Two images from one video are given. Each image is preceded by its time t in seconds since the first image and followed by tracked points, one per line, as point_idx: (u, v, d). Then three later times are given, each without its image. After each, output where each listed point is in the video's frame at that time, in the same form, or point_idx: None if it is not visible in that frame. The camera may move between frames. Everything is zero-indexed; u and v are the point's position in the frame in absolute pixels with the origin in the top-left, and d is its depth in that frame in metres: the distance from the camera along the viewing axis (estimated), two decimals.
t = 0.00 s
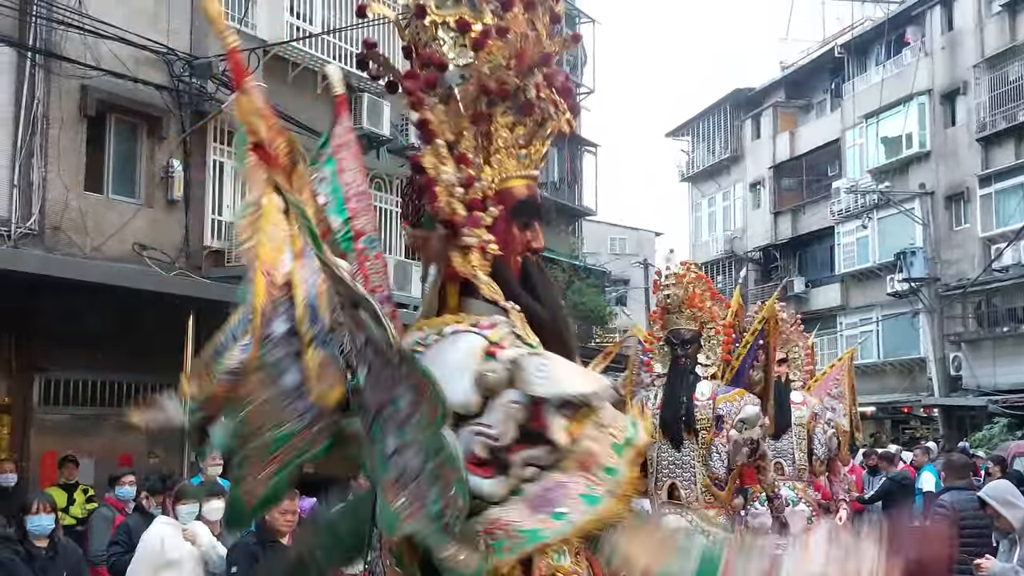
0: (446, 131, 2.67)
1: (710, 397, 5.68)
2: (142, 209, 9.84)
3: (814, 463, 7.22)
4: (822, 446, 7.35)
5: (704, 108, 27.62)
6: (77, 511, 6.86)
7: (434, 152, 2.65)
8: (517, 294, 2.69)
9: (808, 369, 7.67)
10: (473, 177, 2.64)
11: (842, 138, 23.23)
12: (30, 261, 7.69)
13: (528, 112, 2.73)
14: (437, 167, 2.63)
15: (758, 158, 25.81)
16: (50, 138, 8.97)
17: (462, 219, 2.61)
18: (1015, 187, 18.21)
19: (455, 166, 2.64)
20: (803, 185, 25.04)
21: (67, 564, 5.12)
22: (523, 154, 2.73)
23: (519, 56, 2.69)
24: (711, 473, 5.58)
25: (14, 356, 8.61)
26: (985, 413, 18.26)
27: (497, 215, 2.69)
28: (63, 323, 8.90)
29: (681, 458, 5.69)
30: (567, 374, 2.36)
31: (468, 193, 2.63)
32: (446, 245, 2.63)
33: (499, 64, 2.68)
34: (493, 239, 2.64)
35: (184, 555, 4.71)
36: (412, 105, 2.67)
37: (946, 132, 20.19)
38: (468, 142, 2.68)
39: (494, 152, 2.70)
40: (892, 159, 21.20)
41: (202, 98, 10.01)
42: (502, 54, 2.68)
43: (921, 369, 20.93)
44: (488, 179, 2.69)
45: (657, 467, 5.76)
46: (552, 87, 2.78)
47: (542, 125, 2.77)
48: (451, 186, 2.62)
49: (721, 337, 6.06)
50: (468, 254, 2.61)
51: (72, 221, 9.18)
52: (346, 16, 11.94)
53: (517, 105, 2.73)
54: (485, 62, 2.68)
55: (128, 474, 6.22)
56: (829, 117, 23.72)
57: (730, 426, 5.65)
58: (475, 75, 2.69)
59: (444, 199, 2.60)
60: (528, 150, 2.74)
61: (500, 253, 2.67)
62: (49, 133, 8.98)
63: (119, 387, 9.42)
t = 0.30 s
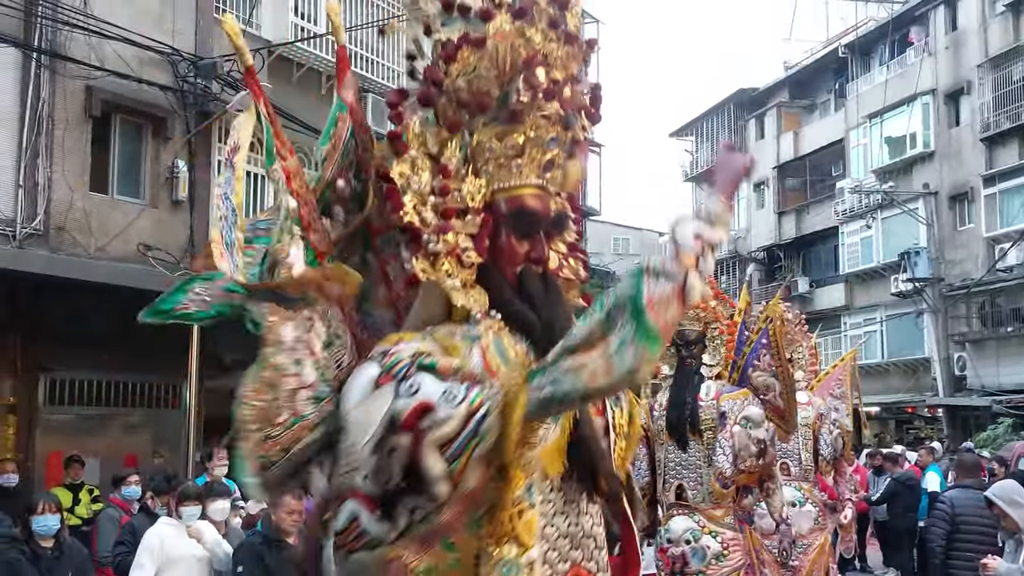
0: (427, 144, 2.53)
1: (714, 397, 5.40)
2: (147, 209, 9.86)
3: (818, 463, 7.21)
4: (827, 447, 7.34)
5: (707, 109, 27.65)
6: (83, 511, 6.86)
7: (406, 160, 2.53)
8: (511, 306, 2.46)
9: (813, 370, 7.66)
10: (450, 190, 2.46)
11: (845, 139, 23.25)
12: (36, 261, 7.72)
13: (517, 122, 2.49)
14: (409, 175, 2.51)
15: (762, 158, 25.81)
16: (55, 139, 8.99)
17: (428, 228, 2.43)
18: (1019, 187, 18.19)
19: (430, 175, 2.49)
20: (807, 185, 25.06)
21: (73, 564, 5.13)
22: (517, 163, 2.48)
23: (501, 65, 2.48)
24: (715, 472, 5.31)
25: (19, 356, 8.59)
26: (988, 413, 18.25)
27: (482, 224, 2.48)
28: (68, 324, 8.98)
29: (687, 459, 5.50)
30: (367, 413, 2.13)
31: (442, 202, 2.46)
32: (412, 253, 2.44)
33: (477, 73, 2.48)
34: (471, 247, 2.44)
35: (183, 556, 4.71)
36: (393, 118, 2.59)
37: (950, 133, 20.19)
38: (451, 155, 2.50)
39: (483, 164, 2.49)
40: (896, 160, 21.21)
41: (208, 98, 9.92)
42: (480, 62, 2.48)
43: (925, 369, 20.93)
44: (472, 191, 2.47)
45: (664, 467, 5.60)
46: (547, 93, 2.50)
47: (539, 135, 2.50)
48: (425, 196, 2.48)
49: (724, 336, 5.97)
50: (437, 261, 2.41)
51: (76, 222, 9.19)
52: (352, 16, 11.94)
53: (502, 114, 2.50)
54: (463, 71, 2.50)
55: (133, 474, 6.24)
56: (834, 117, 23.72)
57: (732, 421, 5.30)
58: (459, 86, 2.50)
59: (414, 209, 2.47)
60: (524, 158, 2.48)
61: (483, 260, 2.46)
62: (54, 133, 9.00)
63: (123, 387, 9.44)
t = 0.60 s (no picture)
0: (414, 158, 2.56)
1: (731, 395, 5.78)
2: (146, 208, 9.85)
3: (819, 462, 7.19)
4: (828, 445, 7.31)
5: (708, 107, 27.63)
6: (83, 510, 6.85)
7: (388, 173, 2.57)
8: (503, 311, 2.53)
9: (812, 367, 7.64)
10: (435, 200, 2.47)
11: (846, 137, 23.21)
12: (35, 260, 7.71)
13: (504, 128, 2.48)
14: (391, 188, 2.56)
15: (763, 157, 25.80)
16: (54, 137, 8.97)
17: (409, 236, 2.48)
18: (1018, 185, 18.15)
19: (416, 190, 2.52)
20: (808, 183, 25.00)
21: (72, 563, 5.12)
22: (506, 167, 2.46)
23: (487, 73, 2.47)
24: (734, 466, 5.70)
25: (18, 356, 8.57)
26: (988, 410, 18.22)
27: (468, 230, 2.46)
28: (68, 323, 8.95)
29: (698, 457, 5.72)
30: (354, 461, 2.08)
31: (427, 210, 2.48)
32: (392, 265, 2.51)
33: (461, 81, 2.48)
34: (457, 253, 2.46)
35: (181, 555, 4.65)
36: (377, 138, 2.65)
37: (949, 131, 20.15)
38: (439, 164, 2.52)
39: (470, 169, 2.48)
40: (896, 158, 21.20)
41: (208, 97, 10.01)
42: (464, 74, 2.48)
43: (925, 367, 20.91)
44: (463, 196, 2.47)
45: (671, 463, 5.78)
46: (541, 95, 2.49)
47: (529, 140, 2.47)
48: (410, 206, 2.52)
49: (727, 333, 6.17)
50: (419, 269, 2.45)
51: (75, 220, 9.17)
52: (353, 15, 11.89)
53: (489, 121, 2.49)
54: (447, 82, 2.50)
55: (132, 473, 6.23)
56: (834, 115, 23.70)
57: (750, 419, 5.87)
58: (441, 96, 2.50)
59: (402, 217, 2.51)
60: (512, 162, 2.46)
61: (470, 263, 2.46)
62: (52, 132, 8.96)
63: (124, 386, 9.46)
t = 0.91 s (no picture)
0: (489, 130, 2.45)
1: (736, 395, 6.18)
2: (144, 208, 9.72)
3: (818, 460, 7.19)
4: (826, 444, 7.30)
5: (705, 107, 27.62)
6: (79, 511, 6.84)
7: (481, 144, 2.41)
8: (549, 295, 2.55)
9: (811, 366, 7.65)
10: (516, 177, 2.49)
11: (844, 136, 23.19)
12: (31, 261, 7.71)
13: (555, 116, 2.57)
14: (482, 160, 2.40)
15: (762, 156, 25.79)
16: (49, 137, 8.95)
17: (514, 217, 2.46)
18: (1016, 183, 18.14)
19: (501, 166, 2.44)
20: (806, 182, 24.97)
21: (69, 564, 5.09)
22: (551, 157, 2.57)
23: (550, 59, 2.52)
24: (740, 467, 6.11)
25: (16, 355, 8.56)
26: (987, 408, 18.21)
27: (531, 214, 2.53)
28: (69, 324, 8.75)
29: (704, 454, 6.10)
30: (489, 435, 1.93)
31: (508, 188, 2.47)
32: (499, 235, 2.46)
33: (532, 67, 2.49)
34: (528, 235, 2.51)
35: (179, 557, 4.62)
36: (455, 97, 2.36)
37: (947, 130, 20.15)
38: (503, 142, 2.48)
39: (522, 152, 2.53)
40: (894, 157, 21.19)
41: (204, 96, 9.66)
42: (534, 58, 2.49)
43: (923, 365, 20.90)
44: (521, 179, 2.52)
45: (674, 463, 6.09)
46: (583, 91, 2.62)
47: (566, 131, 2.60)
48: (495, 179, 2.43)
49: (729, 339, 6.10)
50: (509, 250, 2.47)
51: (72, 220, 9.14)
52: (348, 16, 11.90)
53: (546, 106, 2.56)
54: (520, 65, 2.47)
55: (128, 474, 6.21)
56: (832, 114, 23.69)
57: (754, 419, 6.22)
58: (508, 76, 2.45)
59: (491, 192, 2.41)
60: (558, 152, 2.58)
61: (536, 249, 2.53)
62: (48, 131, 8.95)
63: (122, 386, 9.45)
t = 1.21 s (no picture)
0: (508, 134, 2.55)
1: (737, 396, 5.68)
2: (146, 207, 9.86)
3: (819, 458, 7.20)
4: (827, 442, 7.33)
5: (708, 104, 27.62)
6: (83, 509, 6.86)
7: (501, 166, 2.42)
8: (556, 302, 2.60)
9: (813, 365, 7.67)
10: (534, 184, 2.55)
11: (846, 133, 23.19)
12: (38, 261, 7.74)
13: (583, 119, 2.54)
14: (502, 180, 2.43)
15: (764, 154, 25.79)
16: (54, 137, 8.98)
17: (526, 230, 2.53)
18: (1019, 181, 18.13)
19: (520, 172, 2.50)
20: (808, 179, 24.97)
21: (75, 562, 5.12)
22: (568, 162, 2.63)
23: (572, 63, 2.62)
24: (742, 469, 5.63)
25: (19, 354, 8.59)
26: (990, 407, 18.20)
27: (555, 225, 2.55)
28: (65, 322, 8.97)
29: (703, 455, 5.69)
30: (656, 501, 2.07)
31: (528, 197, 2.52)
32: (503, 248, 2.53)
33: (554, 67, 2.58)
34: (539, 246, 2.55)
35: (182, 555, 4.72)
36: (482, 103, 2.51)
37: (950, 128, 20.15)
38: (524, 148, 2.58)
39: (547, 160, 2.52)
40: (896, 155, 21.18)
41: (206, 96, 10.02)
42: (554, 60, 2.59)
43: (926, 364, 20.91)
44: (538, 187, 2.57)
45: (676, 464, 5.71)
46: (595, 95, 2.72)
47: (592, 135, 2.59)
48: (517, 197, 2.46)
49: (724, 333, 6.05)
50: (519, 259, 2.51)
51: (76, 220, 9.18)
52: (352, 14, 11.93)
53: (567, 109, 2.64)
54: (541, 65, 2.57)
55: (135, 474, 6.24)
56: (834, 112, 23.73)
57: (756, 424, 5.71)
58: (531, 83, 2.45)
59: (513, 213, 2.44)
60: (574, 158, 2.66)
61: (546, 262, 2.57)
62: (52, 131, 8.98)
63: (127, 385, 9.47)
